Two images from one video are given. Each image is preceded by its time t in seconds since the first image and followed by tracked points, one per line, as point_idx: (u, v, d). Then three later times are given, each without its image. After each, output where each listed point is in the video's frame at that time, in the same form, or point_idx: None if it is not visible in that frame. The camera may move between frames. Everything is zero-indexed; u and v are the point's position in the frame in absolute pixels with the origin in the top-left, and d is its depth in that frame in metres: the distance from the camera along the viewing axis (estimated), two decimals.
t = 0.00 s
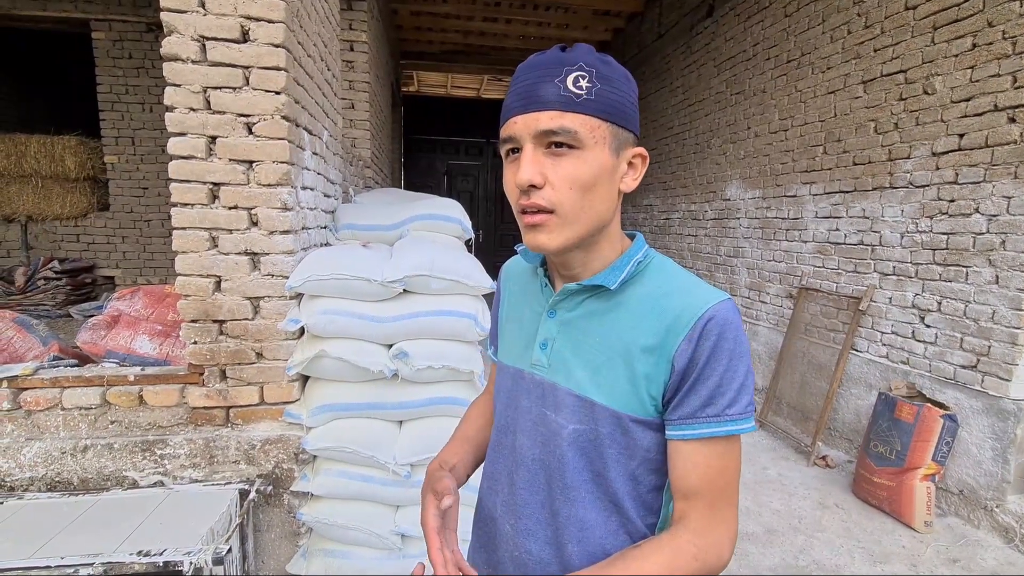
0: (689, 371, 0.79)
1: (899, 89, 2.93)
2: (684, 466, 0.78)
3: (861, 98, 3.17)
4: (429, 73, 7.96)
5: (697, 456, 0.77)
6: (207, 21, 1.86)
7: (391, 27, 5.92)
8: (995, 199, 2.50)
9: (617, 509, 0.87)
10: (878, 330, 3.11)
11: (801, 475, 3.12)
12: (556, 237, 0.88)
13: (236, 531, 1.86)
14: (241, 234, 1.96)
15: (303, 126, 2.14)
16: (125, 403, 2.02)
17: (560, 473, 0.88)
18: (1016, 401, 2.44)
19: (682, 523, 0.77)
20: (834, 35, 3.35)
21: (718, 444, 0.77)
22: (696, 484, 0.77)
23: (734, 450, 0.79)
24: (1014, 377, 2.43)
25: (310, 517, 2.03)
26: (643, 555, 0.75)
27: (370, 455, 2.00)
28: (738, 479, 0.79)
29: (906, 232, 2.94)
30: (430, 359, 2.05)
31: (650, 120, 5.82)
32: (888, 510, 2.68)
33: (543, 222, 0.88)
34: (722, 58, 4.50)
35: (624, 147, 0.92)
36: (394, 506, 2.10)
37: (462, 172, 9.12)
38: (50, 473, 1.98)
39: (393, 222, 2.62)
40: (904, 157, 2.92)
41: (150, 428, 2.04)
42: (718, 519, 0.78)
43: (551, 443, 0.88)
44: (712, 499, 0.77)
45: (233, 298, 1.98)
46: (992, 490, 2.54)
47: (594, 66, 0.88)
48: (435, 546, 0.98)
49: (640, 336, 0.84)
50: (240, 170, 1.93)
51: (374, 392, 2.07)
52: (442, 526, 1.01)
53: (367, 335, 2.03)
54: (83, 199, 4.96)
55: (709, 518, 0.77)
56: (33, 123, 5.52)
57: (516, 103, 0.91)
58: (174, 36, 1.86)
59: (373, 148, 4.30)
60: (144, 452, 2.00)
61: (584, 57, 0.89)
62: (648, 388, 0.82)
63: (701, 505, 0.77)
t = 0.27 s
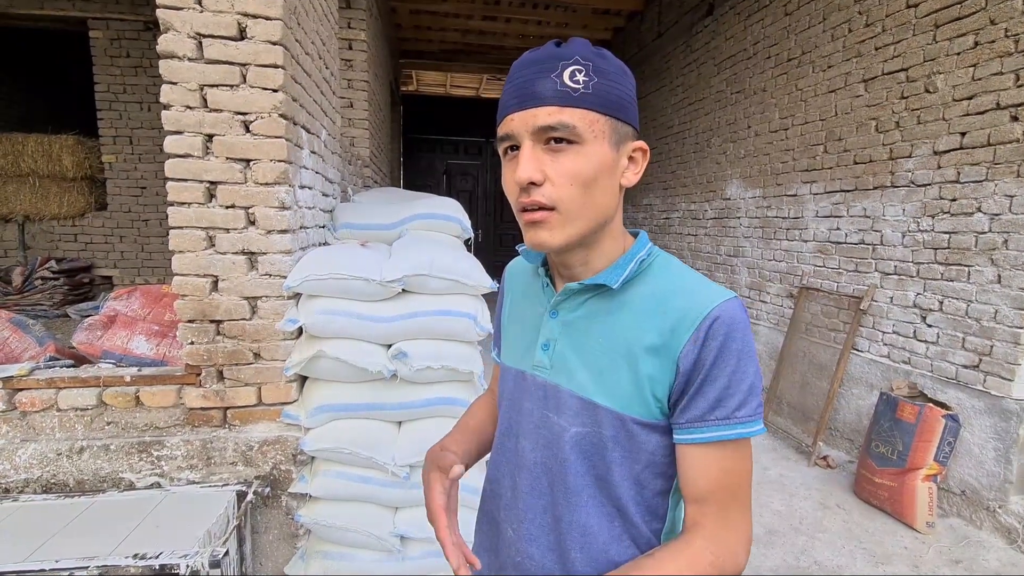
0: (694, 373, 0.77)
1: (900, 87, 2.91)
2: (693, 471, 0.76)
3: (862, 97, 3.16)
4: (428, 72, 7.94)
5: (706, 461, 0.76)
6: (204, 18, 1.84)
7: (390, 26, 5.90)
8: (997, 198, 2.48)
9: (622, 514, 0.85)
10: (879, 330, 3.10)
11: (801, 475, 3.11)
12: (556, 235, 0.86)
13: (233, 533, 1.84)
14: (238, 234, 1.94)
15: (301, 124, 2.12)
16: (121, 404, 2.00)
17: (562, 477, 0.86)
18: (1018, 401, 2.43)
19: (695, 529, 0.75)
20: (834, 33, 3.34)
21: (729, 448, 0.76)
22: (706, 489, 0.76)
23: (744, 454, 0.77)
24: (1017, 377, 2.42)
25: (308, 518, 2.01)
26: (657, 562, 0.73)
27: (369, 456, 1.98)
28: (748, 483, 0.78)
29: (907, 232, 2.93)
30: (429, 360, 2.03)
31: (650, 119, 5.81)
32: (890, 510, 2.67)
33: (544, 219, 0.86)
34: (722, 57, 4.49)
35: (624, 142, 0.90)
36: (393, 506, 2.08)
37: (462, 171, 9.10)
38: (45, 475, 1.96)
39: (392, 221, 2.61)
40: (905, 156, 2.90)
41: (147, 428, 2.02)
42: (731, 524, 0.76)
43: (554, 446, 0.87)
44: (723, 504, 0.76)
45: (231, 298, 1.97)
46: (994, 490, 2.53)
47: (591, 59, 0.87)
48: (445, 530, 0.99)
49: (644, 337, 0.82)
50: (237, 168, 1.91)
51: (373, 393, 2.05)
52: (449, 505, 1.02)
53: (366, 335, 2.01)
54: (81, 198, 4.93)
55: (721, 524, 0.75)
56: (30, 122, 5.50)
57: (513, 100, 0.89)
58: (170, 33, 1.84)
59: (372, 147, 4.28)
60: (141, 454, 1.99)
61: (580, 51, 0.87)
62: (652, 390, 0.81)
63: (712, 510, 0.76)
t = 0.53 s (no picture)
0: (703, 376, 0.75)
1: (902, 85, 2.89)
2: (707, 478, 0.74)
3: (863, 95, 3.14)
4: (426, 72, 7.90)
5: (717, 469, 0.73)
6: (197, 14, 1.81)
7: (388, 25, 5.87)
8: (1000, 196, 2.46)
9: (627, 523, 0.83)
10: (881, 330, 3.08)
11: (803, 476, 3.08)
12: (559, 231, 0.84)
13: (228, 538, 1.82)
14: (233, 234, 1.91)
15: (296, 123, 2.09)
16: (114, 407, 1.97)
17: (565, 484, 0.84)
18: (1022, 401, 2.41)
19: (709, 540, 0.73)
20: (835, 31, 3.31)
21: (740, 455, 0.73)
22: (720, 496, 0.73)
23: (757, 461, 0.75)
24: (1020, 377, 2.40)
25: (305, 523, 1.97)
26: None
27: (366, 460, 1.95)
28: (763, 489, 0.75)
29: (909, 231, 2.90)
30: (427, 361, 2.00)
31: (649, 118, 5.78)
32: (893, 512, 2.64)
33: (546, 214, 0.83)
34: (722, 56, 4.47)
35: (629, 136, 0.88)
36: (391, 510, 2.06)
37: (460, 171, 9.07)
38: (37, 479, 1.93)
39: (389, 220, 2.58)
40: (907, 155, 2.88)
41: (140, 432, 1.99)
42: (745, 534, 0.73)
43: (556, 453, 0.84)
44: (736, 514, 0.73)
45: (225, 299, 1.94)
46: (998, 491, 2.51)
47: (596, 50, 0.84)
48: (454, 541, 0.90)
49: (649, 339, 0.79)
50: (232, 167, 1.89)
51: (370, 395, 2.03)
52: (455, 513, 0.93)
53: (363, 336, 1.98)
54: (76, 199, 4.90)
55: (735, 534, 0.73)
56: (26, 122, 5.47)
57: (515, 90, 0.87)
58: (163, 30, 1.81)
59: (370, 147, 4.25)
60: (134, 457, 1.96)
61: (585, 41, 0.85)
62: (658, 393, 0.78)
63: (725, 518, 0.73)
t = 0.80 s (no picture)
0: (705, 378, 0.73)
1: (900, 85, 2.88)
2: (705, 485, 0.72)
3: (861, 95, 3.13)
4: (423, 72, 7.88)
5: (720, 475, 0.71)
6: (189, 13, 1.79)
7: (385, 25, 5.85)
8: (999, 196, 2.45)
9: (628, 529, 0.80)
10: (879, 330, 3.07)
11: (802, 477, 3.07)
12: (558, 230, 0.82)
13: (222, 544, 1.79)
14: (226, 235, 1.89)
15: (291, 123, 2.07)
16: (107, 411, 1.95)
17: (565, 490, 0.82)
18: (1022, 402, 2.40)
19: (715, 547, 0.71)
20: (833, 31, 3.31)
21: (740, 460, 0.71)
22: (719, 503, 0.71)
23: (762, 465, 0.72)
24: (1020, 377, 2.39)
25: (300, 528, 1.96)
26: None
27: (362, 464, 1.93)
28: (767, 496, 0.73)
29: (908, 231, 2.89)
30: (424, 364, 1.98)
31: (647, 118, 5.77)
32: (893, 513, 2.63)
33: (544, 213, 0.82)
34: (719, 56, 4.46)
35: (629, 134, 0.86)
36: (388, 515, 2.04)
37: (457, 172, 9.04)
38: (28, 485, 1.90)
39: (386, 222, 2.56)
40: (905, 154, 2.87)
41: (133, 436, 1.97)
42: (751, 539, 0.71)
43: (555, 457, 0.82)
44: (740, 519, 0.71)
45: (219, 301, 1.91)
46: (998, 492, 2.50)
47: (594, 46, 0.82)
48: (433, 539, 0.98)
49: (650, 340, 0.78)
50: (225, 168, 1.86)
51: (366, 398, 2.01)
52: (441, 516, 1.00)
53: (359, 338, 1.96)
54: (71, 200, 4.86)
55: (742, 541, 0.71)
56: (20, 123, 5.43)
57: (512, 87, 0.85)
58: (155, 29, 1.79)
59: (366, 148, 4.23)
60: (127, 462, 1.93)
61: (583, 37, 0.83)
62: (659, 396, 0.76)
63: (729, 525, 0.71)
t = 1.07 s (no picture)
0: (702, 379, 0.72)
1: (894, 85, 2.89)
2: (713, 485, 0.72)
3: (855, 95, 3.14)
4: (419, 73, 7.88)
5: (726, 475, 0.71)
6: (183, 14, 1.78)
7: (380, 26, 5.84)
8: (993, 195, 2.46)
9: (626, 530, 0.80)
10: (875, 330, 3.08)
11: (799, 476, 3.07)
12: (551, 230, 0.81)
13: (217, 547, 1.78)
14: (221, 237, 1.87)
15: (286, 124, 2.06)
16: (100, 414, 1.93)
17: (562, 492, 0.81)
18: (1017, 400, 2.41)
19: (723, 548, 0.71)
20: (827, 31, 3.32)
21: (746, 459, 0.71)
22: (732, 504, 0.71)
23: (765, 464, 0.72)
24: (1014, 375, 2.40)
25: (297, 531, 1.95)
26: None
27: (359, 466, 1.92)
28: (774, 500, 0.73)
29: (903, 230, 2.90)
30: (420, 365, 1.98)
31: (643, 119, 5.78)
32: (889, 512, 2.63)
33: (537, 213, 0.81)
34: (715, 56, 4.47)
35: (621, 135, 0.86)
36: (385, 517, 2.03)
37: (454, 173, 9.03)
38: (21, 490, 1.88)
39: (382, 223, 2.55)
40: (900, 154, 2.88)
41: (127, 439, 1.95)
42: (759, 540, 0.71)
43: (553, 460, 0.82)
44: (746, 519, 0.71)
45: (214, 304, 1.90)
46: (993, 490, 2.50)
47: (586, 47, 0.82)
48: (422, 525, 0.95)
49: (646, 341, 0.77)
50: (220, 169, 1.85)
51: (362, 400, 2.00)
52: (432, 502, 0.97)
53: (355, 340, 1.95)
54: (64, 202, 4.83)
55: (749, 542, 0.71)
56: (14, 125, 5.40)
57: (504, 87, 0.84)
58: (148, 30, 1.78)
59: (362, 149, 4.22)
60: (121, 466, 1.92)
61: (575, 38, 0.83)
62: (656, 397, 0.76)
63: (734, 525, 0.71)
